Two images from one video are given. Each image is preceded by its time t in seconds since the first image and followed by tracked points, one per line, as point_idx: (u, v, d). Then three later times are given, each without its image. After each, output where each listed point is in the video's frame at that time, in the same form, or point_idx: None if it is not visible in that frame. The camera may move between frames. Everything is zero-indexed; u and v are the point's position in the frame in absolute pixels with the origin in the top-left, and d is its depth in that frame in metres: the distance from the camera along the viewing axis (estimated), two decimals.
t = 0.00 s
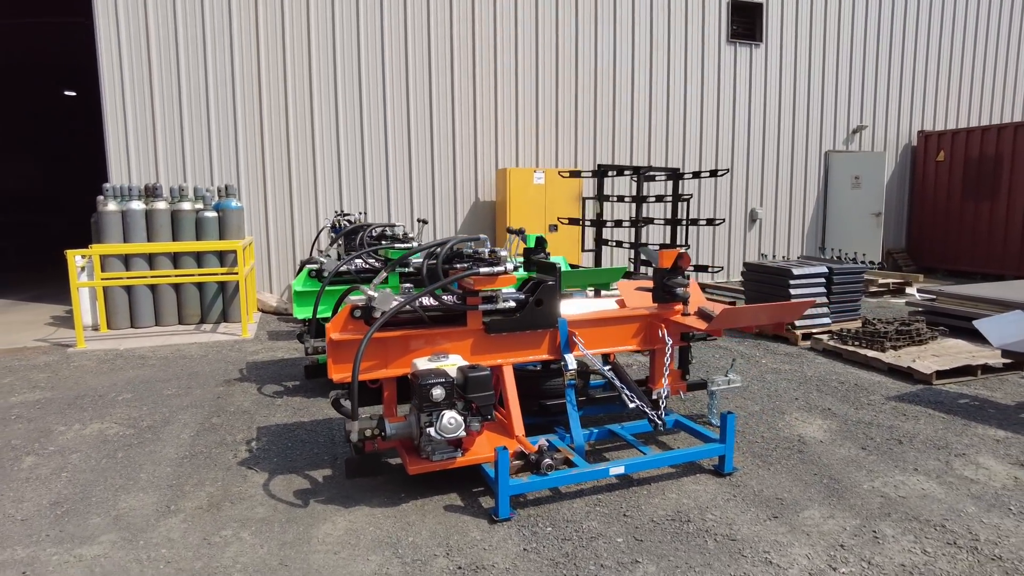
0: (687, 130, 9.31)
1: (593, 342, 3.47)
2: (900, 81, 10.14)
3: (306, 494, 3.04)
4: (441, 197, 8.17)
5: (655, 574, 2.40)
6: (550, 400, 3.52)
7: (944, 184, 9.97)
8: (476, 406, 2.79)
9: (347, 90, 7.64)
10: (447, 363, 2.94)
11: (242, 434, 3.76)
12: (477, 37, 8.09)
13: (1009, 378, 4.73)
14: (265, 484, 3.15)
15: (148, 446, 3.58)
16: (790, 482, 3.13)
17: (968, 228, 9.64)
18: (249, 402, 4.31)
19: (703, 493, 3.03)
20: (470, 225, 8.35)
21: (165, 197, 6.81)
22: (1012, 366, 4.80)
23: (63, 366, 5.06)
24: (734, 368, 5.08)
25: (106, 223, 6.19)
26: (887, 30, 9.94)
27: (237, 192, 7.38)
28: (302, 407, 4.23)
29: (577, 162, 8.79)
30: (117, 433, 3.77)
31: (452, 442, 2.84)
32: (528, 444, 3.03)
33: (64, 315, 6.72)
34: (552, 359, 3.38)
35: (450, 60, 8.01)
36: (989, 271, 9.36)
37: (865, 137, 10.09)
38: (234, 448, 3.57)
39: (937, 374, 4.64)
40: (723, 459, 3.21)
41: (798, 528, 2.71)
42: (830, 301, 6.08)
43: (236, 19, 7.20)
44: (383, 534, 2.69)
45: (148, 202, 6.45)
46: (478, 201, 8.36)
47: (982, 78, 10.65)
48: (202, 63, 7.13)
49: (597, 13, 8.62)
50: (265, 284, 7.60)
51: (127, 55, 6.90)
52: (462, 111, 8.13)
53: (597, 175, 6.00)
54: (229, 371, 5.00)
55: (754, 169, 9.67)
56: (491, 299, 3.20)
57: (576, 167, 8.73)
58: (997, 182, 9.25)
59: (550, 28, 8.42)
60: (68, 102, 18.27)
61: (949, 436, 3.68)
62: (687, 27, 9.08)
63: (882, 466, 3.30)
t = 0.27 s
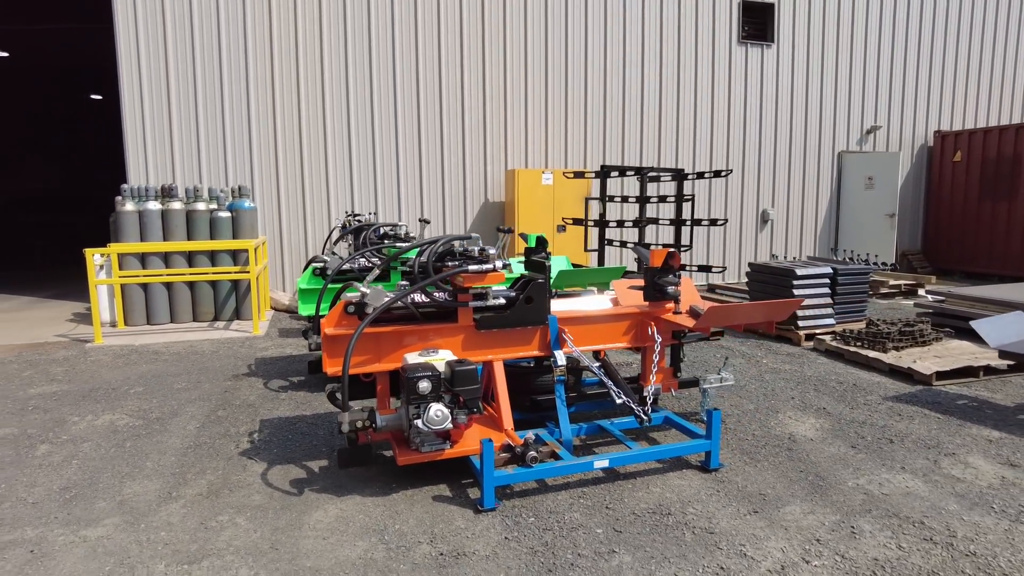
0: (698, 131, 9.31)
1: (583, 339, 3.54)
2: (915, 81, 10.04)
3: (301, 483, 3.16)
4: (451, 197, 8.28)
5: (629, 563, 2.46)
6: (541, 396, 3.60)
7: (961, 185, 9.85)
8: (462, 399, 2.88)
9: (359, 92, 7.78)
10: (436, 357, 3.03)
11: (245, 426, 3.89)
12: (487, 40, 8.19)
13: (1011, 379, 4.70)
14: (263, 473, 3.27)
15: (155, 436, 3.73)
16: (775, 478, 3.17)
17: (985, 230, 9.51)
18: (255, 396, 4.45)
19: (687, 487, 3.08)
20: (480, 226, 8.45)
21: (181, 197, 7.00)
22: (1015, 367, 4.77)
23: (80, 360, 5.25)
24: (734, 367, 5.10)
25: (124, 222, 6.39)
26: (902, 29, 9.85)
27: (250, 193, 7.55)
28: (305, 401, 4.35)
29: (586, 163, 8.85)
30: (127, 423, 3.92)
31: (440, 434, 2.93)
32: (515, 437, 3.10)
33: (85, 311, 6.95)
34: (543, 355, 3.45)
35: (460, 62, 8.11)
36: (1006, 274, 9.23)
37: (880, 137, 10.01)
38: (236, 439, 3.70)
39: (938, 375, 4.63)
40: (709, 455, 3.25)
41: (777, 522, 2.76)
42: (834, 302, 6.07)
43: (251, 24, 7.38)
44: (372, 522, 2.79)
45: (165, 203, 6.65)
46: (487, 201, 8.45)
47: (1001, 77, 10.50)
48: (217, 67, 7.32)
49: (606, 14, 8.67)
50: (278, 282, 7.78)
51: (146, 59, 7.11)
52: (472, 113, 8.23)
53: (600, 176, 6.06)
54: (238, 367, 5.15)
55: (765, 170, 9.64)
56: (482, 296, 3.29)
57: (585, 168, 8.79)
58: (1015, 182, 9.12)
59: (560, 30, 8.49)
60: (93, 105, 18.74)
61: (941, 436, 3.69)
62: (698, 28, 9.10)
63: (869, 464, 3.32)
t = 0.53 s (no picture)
0: (716, 132, 9.26)
1: (580, 337, 3.58)
2: (941, 79, 9.85)
3: (303, 476, 3.27)
4: (467, 197, 8.37)
5: (612, 559, 2.51)
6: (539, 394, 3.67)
7: (988, 185, 9.64)
8: (456, 396, 2.96)
9: (376, 95, 7.92)
10: (432, 354, 3.12)
11: (254, 420, 4.02)
12: (504, 42, 8.26)
13: None
14: (268, 466, 3.38)
15: (169, 429, 3.88)
16: (768, 479, 3.18)
17: (1013, 231, 9.29)
18: (266, 391, 4.59)
19: (678, 486, 3.11)
20: (496, 226, 8.53)
21: (202, 198, 7.20)
22: None
23: (104, 355, 5.45)
24: (741, 368, 5.09)
25: (148, 223, 6.61)
26: (927, 27, 9.67)
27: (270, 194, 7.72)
28: (314, 397, 4.47)
29: (602, 164, 8.87)
30: (143, 416, 4.09)
31: (435, 430, 3.01)
32: (509, 434, 3.17)
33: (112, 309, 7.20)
34: (540, 354, 3.51)
35: (476, 64, 8.20)
36: None
37: (904, 137, 9.84)
38: (245, 433, 3.83)
39: (948, 379, 4.57)
40: (703, 454, 3.28)
41: (764, 522, 2.77)
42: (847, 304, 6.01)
43: (272, 30, 7.55)
44: (367, 514, 2.88)
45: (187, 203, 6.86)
46: (503, 202, 8.52)
47: None
48: (239, 72, 7.51)
49: (623, 15, 8.67)
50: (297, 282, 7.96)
51: (171, 65, 7.32)
52: (488, 114, 8.31)
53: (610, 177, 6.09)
54: (253, 363, 5.30)
55: (784, 170, 9.55)
56: (479, 296, 3.36)
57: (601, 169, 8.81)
58: None
59: (576, 32, 8.52)
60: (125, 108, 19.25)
61: (944, 440, 3.65)
62: (716, 28, 9.05)
63: (866, 467, 3.31)
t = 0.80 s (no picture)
0: (728, 129, 9.19)
1: (568, 333, 3.60)
2: (961, 75, 9.66)
3: (293, 467, 3.34)
4: (476, 196, 8.41)
5: (584, 552, 2.52)
6: (528, 390, 3.70)
7: (1010, 183, 9.42)
8: (439, 390, 3.00)
9: (386, 95, 7.98)
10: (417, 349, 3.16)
11: (253, 413, 4.11)
12: (513, 40, 8.29)
13: None
14: (260, 457, 3.46)
15: (170, 420, 3.99)
16: (753, 477, 3.16)
17: None
18: (268, 385, 4.68)
19: (661, 482, 3.12)
20: (505, 224, 8.56)
21: (215, 197, 7.34)
22: None
23: (116, 348, 5.61)
24: (741, 366, 5.06)
25: (162, 220, 6.77)
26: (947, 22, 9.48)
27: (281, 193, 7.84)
28: (313, 392, 4.55)
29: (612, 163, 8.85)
30: (147, 408, 4.20)
31: (419, 423, 3.06)
32: (494, 429, 3.20)
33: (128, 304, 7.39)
34: (529, 350, 3.53)
35: (486, 63, 8.23)
36: None
37: (923, 134, 9.66)
38: (242, 425, 3.92)
39: (951, 379, 4.49)
40: (688, 451, 3.27)
41: (743, 519, 2.76)
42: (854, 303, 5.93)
43: (283, 31, 7.66)
44: (350, 504, 2.94)
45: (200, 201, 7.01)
46: (512, 200, 8.54)
47: None
48: (251, 74, 7.63)
49: (633, 12, 8.64)
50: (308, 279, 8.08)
51: (185, 67, 7.46)
52: (498, 113, 8.35)
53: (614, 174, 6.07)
54: (258, 358, 5.41)
55: (798, 168, 9.44)
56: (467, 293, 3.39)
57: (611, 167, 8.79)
58: None
59: (587, 30, 8.51)
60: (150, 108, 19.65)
61: (939, 441, 3.60)
62: (728, 25, 8.98)
63: (855, 466, 3.28)
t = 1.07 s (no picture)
0: (735, 128, 9.11)
1: (550, 329, 3.59)
2: (974, 71, 9.49)
3: (277, 459, 3.39)
4: (480, 194, 8.42)
5: (550, 546, 2.54)
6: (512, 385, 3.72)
7: None
8: (415, 384, 3.03)
9: (390, 95, 8.02)
10: (397, 344, 3.20)
11: (245, 407, 4.18)
12: (517, 39, 8.29)
13: None
14: (247, 449, 3.52)
15: (164, 413, 4.07)
16: (732, 474, 3.15)
17: None
18: (263, 380, 4.75)
19: (638, 479, 3.12)
20: (510, 223, 8.57)
21: (220, 195, 7.44)
22: None
23: (121, 343, 5.72)
24: (736, 364, 5.03)
25: (168, 218, 6.89)
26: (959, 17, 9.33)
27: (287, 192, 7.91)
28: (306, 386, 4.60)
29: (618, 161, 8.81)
30: (143, 401, 4.28)
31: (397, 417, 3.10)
32: (472, 423, 3.23)
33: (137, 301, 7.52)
34: (511, 346, 3.54)
35: (489, 61, 8.24)
36: None
37: (934, 131, 9.51)
38: (233, 418, 3.98)
39: (946, 378, 4.44)
40: (668, 447, 3.27)
41: (715, 515, 2.75)
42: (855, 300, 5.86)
43: (288, 32, 7.70)
44: (328, 497, 2.98)
45: (206, 199, 7.12)
46: (516, 199, 8.55)
47: None
48: (257, 74, 7.68)
49: (638, 10, 8.59)
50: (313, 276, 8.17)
51: (192, 68, 7.54)
52: (502, 111, 8.35)
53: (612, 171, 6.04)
54: (257, 354, 5.49)
55: (806, 165, 9.34)
56: (447, 288, 3.41)
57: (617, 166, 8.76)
58: None
59: (591, 28, 8.49)
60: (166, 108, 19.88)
61: (927, 440, 3.55)
62: (734, 23, 8.90)
63: (837, 464, 3.25)
